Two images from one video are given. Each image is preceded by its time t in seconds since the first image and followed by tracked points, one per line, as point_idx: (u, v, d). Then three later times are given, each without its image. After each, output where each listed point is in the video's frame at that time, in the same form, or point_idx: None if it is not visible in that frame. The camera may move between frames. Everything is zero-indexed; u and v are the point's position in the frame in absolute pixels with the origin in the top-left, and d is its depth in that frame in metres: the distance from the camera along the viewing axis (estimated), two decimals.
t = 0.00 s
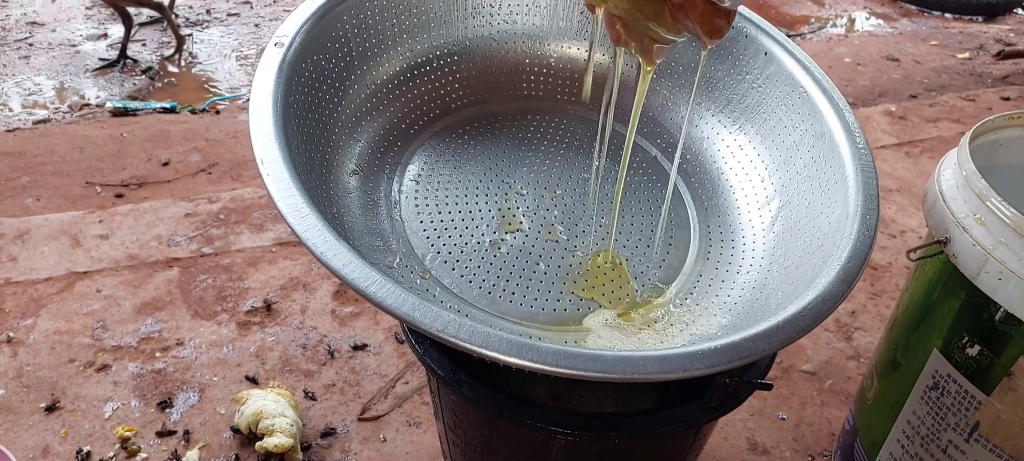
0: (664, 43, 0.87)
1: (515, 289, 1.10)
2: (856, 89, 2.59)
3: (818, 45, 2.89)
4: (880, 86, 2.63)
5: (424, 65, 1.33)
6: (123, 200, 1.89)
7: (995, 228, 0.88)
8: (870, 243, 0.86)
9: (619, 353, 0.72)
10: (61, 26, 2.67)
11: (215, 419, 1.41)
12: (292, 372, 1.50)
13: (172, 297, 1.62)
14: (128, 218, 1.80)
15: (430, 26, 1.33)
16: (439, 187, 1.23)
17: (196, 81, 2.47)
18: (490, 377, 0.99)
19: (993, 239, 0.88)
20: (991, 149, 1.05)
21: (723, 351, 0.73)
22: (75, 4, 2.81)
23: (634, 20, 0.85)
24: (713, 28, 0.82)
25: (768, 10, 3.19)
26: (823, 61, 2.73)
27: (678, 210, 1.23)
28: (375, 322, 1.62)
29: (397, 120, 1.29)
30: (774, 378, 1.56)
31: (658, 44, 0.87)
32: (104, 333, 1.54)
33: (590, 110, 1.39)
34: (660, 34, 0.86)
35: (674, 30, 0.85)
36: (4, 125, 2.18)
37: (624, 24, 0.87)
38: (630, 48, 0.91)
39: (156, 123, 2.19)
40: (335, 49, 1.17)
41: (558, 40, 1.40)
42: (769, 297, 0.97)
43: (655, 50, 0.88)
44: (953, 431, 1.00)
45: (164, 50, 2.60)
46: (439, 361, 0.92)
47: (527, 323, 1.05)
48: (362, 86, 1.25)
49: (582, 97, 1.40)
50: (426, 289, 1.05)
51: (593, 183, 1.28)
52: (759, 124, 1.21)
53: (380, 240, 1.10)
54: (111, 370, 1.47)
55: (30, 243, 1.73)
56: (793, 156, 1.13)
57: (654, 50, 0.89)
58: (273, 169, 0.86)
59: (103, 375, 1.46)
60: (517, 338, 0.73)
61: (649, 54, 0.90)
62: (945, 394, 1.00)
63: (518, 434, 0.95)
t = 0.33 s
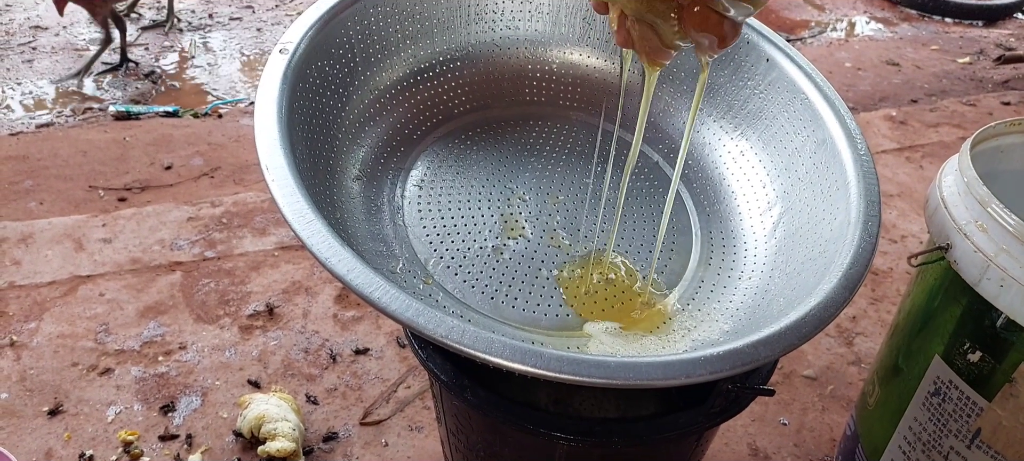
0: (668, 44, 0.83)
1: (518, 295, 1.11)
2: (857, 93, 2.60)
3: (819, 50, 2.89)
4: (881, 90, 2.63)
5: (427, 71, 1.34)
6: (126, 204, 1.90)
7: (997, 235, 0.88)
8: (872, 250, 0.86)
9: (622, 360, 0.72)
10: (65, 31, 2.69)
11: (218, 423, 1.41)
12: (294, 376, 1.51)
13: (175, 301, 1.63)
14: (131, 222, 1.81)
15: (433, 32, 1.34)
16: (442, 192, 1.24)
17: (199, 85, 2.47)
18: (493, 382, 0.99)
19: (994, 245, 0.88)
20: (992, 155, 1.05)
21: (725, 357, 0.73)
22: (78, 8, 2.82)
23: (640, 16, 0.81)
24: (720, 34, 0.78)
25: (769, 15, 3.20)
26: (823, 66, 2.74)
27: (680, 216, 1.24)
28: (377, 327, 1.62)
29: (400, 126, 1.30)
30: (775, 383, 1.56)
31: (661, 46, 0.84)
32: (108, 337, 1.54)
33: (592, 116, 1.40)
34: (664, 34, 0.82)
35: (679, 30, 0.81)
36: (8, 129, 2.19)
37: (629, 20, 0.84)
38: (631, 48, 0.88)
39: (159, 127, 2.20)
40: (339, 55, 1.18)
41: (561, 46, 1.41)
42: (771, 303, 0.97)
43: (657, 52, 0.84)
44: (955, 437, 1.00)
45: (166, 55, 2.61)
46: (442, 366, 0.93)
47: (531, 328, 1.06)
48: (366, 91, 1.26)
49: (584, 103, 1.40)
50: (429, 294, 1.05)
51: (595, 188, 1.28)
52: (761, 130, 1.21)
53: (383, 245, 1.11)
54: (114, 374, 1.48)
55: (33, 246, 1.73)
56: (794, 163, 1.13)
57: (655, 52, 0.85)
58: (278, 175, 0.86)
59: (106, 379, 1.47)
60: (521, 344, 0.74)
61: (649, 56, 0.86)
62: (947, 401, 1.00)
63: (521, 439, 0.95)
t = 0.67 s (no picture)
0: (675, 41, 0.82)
1: (517, 301, 1.12)
2: (854, 99, 2.61)
3: (816, 56, 2.91)
4: (878, 96, 2.65)
5: (426, 78, 1.35)
6: (125, 211, 1.90)
7: (992, 240, 0.89)
8: (868, 255, 0.87)
9: (620, 366, 0.73)
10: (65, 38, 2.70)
11: (217, 430, 1.41)
12: (294, 382, 1.51)
13: (175, 308, 1.63)
14: (131, 229, 1.81)
15: (433, 39, 1.34)
16: (441, 199, 1.25)
17: (198, 92, 2.48)
18: (492, 388, 0.99)
19: (989, 251, 0.89)
20: (987, 161, 1.06)
21: (722, 363, 0.74)
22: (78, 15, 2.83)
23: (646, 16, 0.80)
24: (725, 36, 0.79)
25: (766, 21, 3.22)
26: (820, 72, 2.75)
27: (678, 222, 1.25)
28: (377, 333, 1.63)
29: (399, 133, 1.31)
30: (774, 388, 1.56)
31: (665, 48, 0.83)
32: (107, 344, 1.55)
33: (590, 123, 1.41)
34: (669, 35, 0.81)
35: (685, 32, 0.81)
36: (7, 136, 2.19)
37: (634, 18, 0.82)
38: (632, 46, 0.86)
39: (159, 134, 2.20)
40: (338, 64, 1.18)
41: (559, 53, 1.42)
42: (768, 309, 0.98)
43: (661, 52, 0.84)
44: (952, 441, 1.00)
45: (166, 62, 2.62)
46: (441, 372, 0.93)
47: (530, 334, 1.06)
48: (365, 99, 1.26)
49: (582, 110, 1.42)
50: (429, 301, 1.06)
51: (594, 195, 1.29)
52: (757, 137, 1.22)
53: (383, 252, 1.11)
54: (114, 381, 1.48)
55: (33, 254, 1.74)
56: (790, 169, 1.14)
57: (659, 53, 0.84)
58: (278, 183, 0.87)
59: (105, 386, 1.47)
60: (520, 351, 0.74)
61: (653, 56, 0.85)
62: (943, 405, 1.01)
63: (520, 445, 0.96)
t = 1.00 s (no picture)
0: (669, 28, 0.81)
1: (513, 306, 1.12)
2: (849, 102, 2.62)
3: (811, 59, 2.92)
4: (874, 99, 2.66)
5: (422, 84, 1.35)
6: (122, 218, 1.90)
7: (984, 243, 0.89)
8: (862, 258, 0.87)
9: (616, 369, 0.73)
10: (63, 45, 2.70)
11: (214, 436, 1.41)
12: (291, 388, 1.51)
13: (172, 315, 1.63)
14: (127, 235, 1.81)
15: (428, 45, 1.35)
16: (437, 204, 1.25)
17: (195, 98, 2.48)
18: (489, 393, 0.99)
19: (982, 253, 0.89)
20: (980, 164, 1.07)
21: (717, 366, 0.74)
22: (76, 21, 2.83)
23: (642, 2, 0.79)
24: (718, 24, 0.80)
25: (762, 25, 3.23)
26: (815, 75, 2.76)
27: (673, 226, 1.25)
28: (374, 338, 1.63)
29: (395, 138, 1.31)
30: (771, 391, 1.57)
31: (663, 37, 0.82)
32: (104, 351, 1.54)
33: (586, 127, 1.41)
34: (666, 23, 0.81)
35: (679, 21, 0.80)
36: (3, 143, 2.19)
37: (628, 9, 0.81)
38: (623, 40, 0.85)
39: (155, 140, 2.21)
40: (334, 69, 1.19)
41: (554, 58, 1.42)
42: (764, 312, 0.98)
43: (657, 43, 0.82)
44: (948, 443, 1.01)
45: (162, 68, 2.62)
46: (438, 377, 0.93)
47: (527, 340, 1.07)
48: (361, 104, 1.27)
49: (578, 115, 1.42)
50: (426, 306, 1.07)
51: (590, 199, 1.29)
52: (752, 141, 1.22)
53: (379, 257, 1.12)
54: (111, 388, 1.48)
55: (29, 261, 1.74)
56: (785, 172, 1.15)
57: (654, 44, 0.82)
58: (274, 190, 0.87)
59: (102, 393, 1.47)
60: (516, 355, 0.74)
61: (648, 47, 0.83)
62: (939, 407, 1.01)
63: (518, 450, 0.96)
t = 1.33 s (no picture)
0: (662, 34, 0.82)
1: (511, 313, 1.13)
2: (844, 109, 2.64)
3: (806, 66, 2.94)
4: (869, 105, 2.68)
5: (419, 92, 1.36)
6: (120, 226, 1.91)
7: (977, 249, 0.90)
8: (856, 266, 0.88)
9: (613, 377, 0.74)
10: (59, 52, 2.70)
11: (213, 444, 1.41)
12: (289, 396, 1.51)
13: (170, 323, 1.63)
14: (125, 243, 1.81)
15: (426, 54, 1.36)
16: (435, 211, 1.26)
17: (193, 106, 2.49)
18: (487, 400, 1.00)
19: (975, 260, 0.90)
20: (973, 171, 1.08)
21: (713, 373, 0.75)
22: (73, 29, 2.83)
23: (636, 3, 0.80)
24: (708, 29, 0.81)
25: (757, 31, 3.25)
26: (810, 82, 2.78)
27: (669, 233, 1.26)
28: (372, 346, 1.63)
29: (393, 146, 1.32)
30: (767, 397, 1.57)
31: (654, 39, 0.82)
32: (102, 359, 1.54)
33: (583, 135, 1.42)
34: (658, 26, 0.81)
35: (671, 24, 0.81)
36: (2, 151, 2.20)
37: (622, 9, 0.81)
38: (615, 39, 0.85)
39: (153, 148, 2.21)
40: (333, 79, 1.20)
41: (551, 67, 1.44)
42: (759, 319, 0.99)
43: (648, 43, 0.83)
44: (942, 448, 1.02)
45: (159, 75, 2.62)
46: (436, 385, 0.94)
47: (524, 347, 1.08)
48: (359, 113, 1.28)
49: (574, 123, 1.43)
50: (423, 314, 1.07)
51: (587, 207, 1.30)
52: (747, 149, 1.23)
53: (377, 265, 1.12)
54: (109, 396, 1.48)
55: (27, 269, 1.74)
56: (780, 180, 1.16)
57: (645, 44, 0.83)
58: (273, 199, 0.88)
59: (100, 401, 1.47)
60: (514, 363, 0.75)
61: (639, 47, 0.83)
62: (933, 412, 1.02)
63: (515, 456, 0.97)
